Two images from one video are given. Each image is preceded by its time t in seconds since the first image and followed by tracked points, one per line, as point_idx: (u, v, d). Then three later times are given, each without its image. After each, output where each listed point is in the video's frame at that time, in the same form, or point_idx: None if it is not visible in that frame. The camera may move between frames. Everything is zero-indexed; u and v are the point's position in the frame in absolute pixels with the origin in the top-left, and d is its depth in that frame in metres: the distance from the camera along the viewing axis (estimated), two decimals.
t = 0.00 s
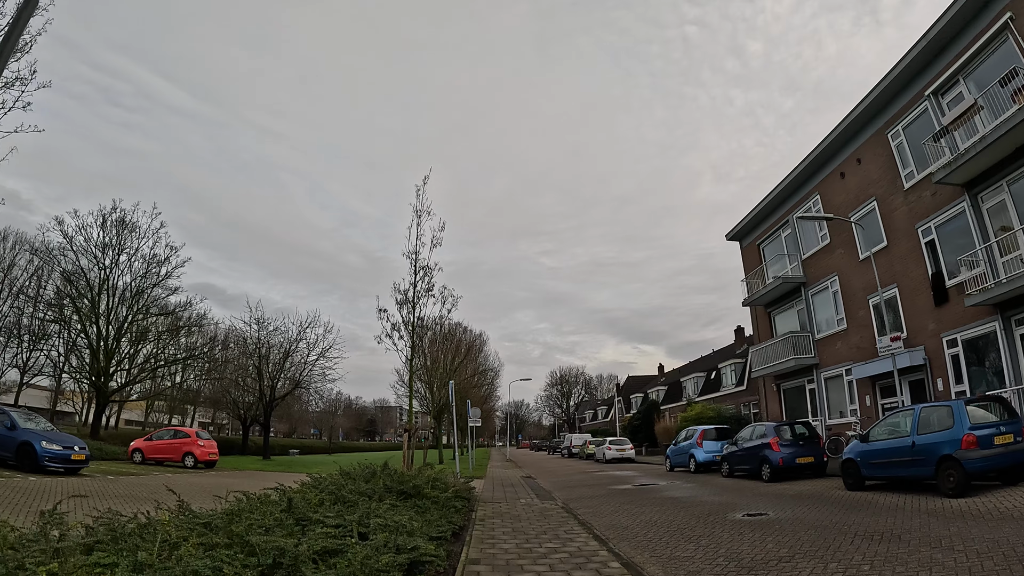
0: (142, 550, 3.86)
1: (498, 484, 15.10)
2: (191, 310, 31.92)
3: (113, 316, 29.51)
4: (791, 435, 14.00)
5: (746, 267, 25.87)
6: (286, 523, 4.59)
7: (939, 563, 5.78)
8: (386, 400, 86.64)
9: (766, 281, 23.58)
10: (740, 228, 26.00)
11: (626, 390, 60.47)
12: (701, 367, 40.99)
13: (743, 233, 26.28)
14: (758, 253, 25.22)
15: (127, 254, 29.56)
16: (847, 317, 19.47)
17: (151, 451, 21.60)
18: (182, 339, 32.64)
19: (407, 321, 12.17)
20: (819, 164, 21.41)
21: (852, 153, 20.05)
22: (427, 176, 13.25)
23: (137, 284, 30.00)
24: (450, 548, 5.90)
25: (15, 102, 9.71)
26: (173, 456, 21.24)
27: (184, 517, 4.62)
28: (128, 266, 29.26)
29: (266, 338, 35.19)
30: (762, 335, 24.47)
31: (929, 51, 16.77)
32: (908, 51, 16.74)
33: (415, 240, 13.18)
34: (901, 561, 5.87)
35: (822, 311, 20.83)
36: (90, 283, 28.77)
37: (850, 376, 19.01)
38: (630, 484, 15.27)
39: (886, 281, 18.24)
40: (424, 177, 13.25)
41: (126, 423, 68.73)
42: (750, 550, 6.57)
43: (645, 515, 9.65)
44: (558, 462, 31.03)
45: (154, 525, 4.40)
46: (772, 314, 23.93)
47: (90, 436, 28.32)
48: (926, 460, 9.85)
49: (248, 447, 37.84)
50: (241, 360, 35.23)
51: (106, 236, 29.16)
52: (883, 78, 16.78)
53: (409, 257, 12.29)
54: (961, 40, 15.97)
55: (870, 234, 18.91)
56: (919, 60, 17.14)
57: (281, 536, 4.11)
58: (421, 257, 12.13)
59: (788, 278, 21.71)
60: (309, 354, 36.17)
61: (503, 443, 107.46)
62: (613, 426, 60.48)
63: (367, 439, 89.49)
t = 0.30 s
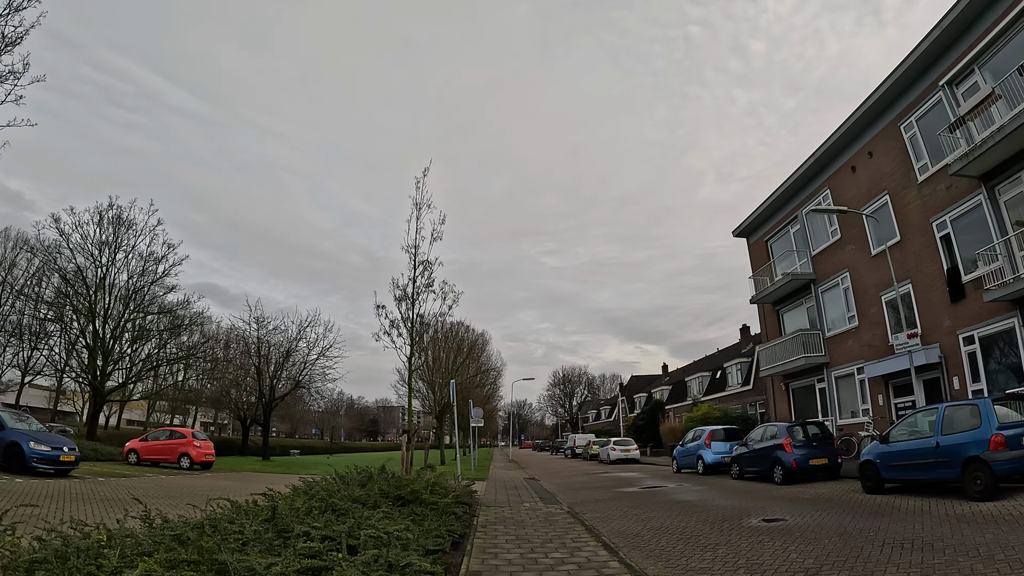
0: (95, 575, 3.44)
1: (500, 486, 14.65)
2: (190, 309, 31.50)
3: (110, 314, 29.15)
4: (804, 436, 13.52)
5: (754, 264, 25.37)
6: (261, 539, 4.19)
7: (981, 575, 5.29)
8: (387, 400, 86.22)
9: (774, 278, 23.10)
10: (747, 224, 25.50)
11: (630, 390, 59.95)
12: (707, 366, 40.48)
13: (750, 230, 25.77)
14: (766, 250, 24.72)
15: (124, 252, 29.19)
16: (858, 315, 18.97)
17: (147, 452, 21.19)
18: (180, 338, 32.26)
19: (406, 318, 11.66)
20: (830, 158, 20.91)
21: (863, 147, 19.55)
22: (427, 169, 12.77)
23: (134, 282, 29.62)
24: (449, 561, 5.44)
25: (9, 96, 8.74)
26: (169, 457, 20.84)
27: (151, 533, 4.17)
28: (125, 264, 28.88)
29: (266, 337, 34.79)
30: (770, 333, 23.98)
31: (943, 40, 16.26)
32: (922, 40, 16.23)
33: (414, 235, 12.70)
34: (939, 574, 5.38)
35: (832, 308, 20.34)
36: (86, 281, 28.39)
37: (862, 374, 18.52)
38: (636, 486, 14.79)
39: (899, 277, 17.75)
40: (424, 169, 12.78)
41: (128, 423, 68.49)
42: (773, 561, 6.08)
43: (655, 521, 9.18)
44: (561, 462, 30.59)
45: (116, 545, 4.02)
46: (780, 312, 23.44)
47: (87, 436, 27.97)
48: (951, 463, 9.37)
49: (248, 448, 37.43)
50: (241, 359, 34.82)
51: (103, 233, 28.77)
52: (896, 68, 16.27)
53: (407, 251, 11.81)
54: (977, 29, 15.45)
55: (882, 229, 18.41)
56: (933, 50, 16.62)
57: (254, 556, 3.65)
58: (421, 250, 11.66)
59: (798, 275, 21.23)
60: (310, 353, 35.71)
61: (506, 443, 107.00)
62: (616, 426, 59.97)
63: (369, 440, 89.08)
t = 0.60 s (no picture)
0: None
1: (501, 487, 14.18)
2: (186, 306, 31.02)
3: (104, 312, 28.70)
4: (816, 435, 13.03)
5: (760, 260, 24.86)
6: (233, 551, 3.70)
7: None
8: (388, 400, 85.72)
9: (781, 274, 22.60)
10: (752, 219, 24.98)
11: (632, 389, 59.40)
12: (710, 365, 39.99)
13: (755, 225, 25.25)
14: (772, 245, 24.21)
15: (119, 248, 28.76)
16: (869, 310, 18.48)
17: (140, 451, 20.77)
18: (176, 336, 31.79)
19: (403, 312, 11.15)
20: (838, 150, 20.39)
21: (873, 137, 19.04)
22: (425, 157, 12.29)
23: (129, 279, 29.18)
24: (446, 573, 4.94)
25: None
26: (162, 457, 20.39)
27: (103, 547, 3.69)
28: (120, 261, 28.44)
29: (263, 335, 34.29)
30: (776, 330, 23.49)
31: (955, 26, 15.76)
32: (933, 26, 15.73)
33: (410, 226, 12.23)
34: None
35: (841, 303, 19.84)
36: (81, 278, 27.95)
37: (873, 372, 18.03)
38: (642, 487, 14.28)
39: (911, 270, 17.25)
40: (422, 158, 12.30)
41: (127, 423, 68.11)
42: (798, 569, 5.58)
43: (665, 524, 8.72)
44: (563, 463, 30.12)
45: (68, 558, 3.55)
46: (787, 309, 22.94)
47: (82, 436, 27.53)
48: (977, 461, 8.87)
49: (246, 448, 36.95)
50: (238, 357, 34.34)
51: (98, 229, 28.35)
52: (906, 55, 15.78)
53: (404, 242, 11.35)
54: (991, 13, 14.94)
55: (893, 222, 17.91)
56: (945, 36, 16.11)
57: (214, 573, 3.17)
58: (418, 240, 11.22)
59: (805, 270, 20.75)
60: (308, 352, 35.20)
61: (507, 444, 106.57)
62: (619, 426, 59.44)
63: (369, 440, 88.65)
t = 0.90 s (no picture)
0: None
1: (503, 488, 13.71)
2: (184, 304, 30.60)
3: (100, 309, 28.29)
4: (830, 433, 12.55)
5: (767, 256, 24.38)
6: (200, 564, 3.28)
7: None
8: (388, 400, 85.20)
9: (789, 270, 22.13)
10: (759, 214, 24.47)
11: (634, 389, 58.84)
12: (714, 364, 39.47)
13: (762, 221, 24.77)
14: (779, 241, 23.73)
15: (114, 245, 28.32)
16: (880, 305, 18.00)
17: (134, 452, 20.40)
18: (173, 334, 31.35)
19: (401, 306, 10.63)
20: (848, 142, 19.90)
21: (883, 129, 18.55)
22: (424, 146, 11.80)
23: (125, 276, 28.75)
24: None
25: None
26: (156, 457, 19.97)
27: (51, 559, 3.26)
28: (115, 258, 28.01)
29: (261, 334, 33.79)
30: (784, 327, 23.01)
31: (969, 13, 15.27)
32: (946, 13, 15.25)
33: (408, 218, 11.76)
34: None
35: (852, 299, 19.37)
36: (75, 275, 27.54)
37: (885, 369, 17.56)
38: (648, 488, 13.80)
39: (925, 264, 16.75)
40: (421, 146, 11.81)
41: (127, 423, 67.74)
42: None
43: (675, 528, 8.28)
44: (565, 463, 29.63)
45: (12, 572, 3.12)
46: (795, 305, 22.46)
47: (77, 436, 27.13)
48: (1005, 458, 8.40)
49: (245, 448, 36.49)
50: (236, 356, 33.86)
51: (93, 226, 27.94)
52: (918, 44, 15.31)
53: (402, 233, 10.89)
54: None
55: (905, 215, 17.43)
56: (959, 24, 15.62)
57: None
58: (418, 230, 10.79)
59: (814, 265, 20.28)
60: (307, 350, 34.70)
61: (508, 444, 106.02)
62: (621, 426, 58.93)
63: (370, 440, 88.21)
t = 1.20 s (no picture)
0: None
1: (506, 492, 13.24)
2: (180, 302, 30.17)
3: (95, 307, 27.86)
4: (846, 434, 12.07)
5: (774, 253, 23.91)
6: None
7: None
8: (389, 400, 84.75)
9: (797, 267, 21.67)
10: (766, 210, 23.98)
11: (637, 389, 58.36)
12: (718, 363, 39.01)
13: (769, 217, 24.29)
14: (787, 237, 23.25)
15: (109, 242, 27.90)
16: (893, 302, 17.53)
17: (128, 452, 20.00)
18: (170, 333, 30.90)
19: (399, 302, 10.13)
20: (858, 135, 19.40)
21: (895, 121, 18.06)
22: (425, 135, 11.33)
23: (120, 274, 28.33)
24: None
25: None
26: (150, 458, 19.56)
27: None
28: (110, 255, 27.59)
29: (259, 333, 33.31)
30: (792, 325, 22.54)
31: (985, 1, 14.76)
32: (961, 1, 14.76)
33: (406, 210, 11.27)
34: None
35: (863, 296, 18.90)
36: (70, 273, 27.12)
37: (897, 368, 17.09)
38: (656, 492, 13.34)
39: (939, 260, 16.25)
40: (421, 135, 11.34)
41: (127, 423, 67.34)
42: None
43: (688, 536, 7.81)
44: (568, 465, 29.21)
45: None
46: (803, 303, 21.97)
47: (72, 437, 26.71)
48: None
49: (243, 449, 36.04)
50: (234, 355, 33.38)
51: (87, 223, 27.56)
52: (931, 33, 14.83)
53: (401, 226, 10.41)
54: None
55: (918, 209, 16.95)
56: (975, 12, 15.12)
57: None
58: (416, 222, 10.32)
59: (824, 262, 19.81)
60: (306, 350, 34.22)
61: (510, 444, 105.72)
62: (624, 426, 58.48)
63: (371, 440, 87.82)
